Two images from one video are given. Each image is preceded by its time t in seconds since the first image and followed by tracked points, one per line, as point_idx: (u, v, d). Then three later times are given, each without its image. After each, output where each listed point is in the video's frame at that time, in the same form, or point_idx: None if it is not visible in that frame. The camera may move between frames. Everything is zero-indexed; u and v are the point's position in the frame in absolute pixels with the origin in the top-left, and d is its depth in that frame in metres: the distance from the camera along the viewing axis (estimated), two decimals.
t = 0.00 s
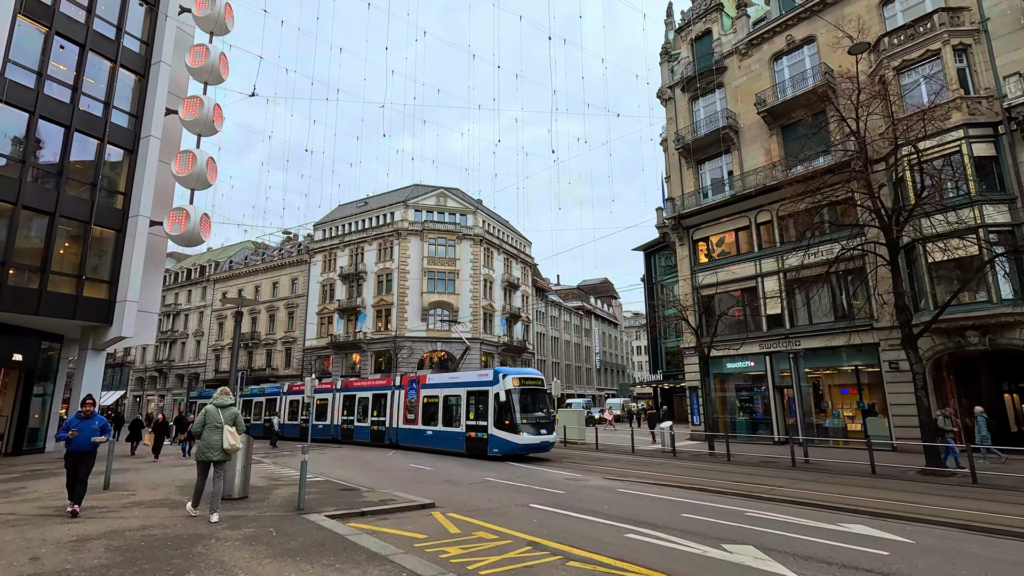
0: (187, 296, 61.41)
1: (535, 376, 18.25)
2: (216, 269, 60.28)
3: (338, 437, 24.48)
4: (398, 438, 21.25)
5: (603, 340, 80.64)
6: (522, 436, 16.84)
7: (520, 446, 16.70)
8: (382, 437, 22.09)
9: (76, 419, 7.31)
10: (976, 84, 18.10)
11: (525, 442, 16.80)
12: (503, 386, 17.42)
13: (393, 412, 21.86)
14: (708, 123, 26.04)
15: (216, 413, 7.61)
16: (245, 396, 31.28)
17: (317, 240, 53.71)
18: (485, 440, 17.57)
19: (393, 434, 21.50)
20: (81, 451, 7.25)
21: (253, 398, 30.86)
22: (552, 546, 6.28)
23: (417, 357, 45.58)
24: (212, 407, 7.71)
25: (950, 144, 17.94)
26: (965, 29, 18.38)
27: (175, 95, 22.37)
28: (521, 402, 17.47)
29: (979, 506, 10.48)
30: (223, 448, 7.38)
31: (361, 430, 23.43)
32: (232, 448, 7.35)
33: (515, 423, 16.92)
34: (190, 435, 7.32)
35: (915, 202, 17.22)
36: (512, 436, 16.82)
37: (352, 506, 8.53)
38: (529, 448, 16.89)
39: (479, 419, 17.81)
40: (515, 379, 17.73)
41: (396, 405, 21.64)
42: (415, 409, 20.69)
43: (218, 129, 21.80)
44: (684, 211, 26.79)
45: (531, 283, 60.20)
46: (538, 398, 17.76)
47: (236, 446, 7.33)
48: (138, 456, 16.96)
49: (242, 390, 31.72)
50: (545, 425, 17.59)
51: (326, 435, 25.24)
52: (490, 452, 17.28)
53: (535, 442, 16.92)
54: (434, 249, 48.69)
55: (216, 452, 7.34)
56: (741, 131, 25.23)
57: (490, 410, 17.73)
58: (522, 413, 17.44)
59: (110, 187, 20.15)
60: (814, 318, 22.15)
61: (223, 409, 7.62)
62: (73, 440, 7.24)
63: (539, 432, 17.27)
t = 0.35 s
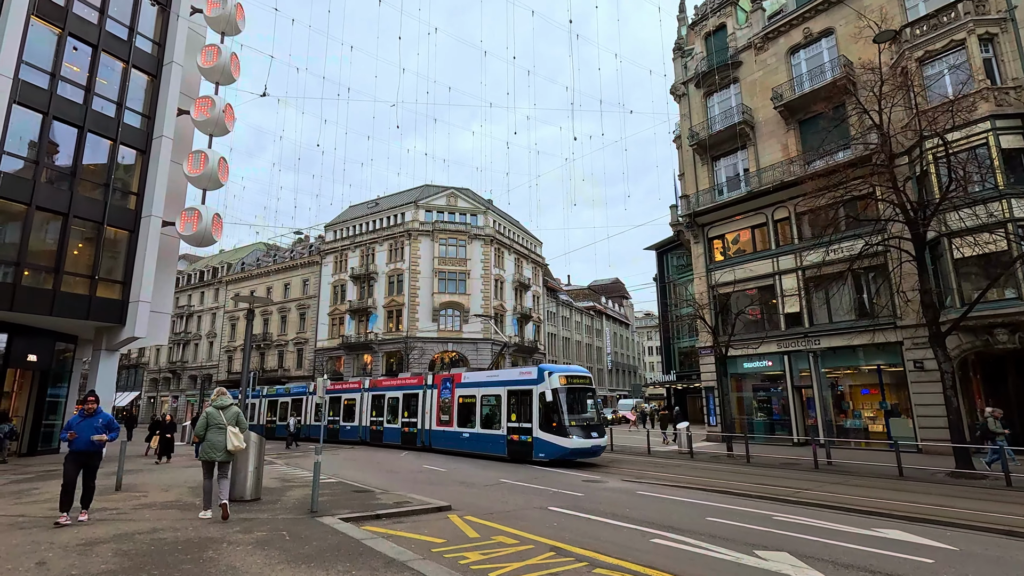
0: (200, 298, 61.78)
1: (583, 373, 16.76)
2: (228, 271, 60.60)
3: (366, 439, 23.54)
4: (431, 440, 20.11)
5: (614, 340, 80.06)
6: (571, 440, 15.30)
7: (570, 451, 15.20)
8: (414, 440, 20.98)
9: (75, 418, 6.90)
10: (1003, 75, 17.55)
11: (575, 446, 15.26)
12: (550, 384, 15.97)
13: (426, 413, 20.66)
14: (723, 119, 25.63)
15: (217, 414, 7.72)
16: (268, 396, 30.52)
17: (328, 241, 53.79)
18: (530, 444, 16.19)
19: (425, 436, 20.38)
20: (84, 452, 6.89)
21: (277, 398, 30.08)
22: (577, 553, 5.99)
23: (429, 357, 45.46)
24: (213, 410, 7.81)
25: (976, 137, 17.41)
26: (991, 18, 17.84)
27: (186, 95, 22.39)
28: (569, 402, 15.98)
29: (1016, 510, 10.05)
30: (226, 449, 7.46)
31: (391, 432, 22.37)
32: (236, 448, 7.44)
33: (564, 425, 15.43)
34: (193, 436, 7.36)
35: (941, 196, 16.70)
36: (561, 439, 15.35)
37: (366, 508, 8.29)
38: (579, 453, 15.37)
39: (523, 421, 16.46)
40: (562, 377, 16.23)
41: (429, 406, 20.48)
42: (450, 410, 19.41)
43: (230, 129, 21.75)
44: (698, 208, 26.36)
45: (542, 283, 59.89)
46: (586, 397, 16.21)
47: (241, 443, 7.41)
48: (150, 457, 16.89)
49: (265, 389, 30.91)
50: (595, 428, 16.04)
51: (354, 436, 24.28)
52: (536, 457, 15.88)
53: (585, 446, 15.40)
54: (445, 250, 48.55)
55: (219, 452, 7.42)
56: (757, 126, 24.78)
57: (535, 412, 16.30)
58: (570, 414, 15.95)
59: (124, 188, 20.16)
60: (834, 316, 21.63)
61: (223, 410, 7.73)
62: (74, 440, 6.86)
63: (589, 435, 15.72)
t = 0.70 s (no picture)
0: (211, 299, 62.10)
1: (638, 372, 15.30)
2: (240, 271, 60.86)
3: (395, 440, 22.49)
4: (467, 443, 18.95)
5: (625, 339, 79.56)
6: (628, 445, 13.83)
7: (626, 457, 13.76)
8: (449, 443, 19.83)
9: (69, 422, 6.47)
10: None
11: (632, 452, 13.79)
12: (602, 383, 14.58)
13: (461, 414, 19.46)
14: (738, 115, 25.19)
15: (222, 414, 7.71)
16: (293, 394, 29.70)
17: (338, 242, 53.82)
18: (582, 448, 14.79)
19: (460, 439, 19.23)
20: (79, 458, 6.51)
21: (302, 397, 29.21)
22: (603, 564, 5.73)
23: (439, 357, 45.30)
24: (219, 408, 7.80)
25: (1004, 129, 16.86)
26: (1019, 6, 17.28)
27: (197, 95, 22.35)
28: (624, 403, 14.54)
29: None
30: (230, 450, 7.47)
31: (421, 434, 21.30)
32: (240, 449, 7.45)
33: (620, 428, 13.99)
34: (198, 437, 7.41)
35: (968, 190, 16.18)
36: (616, 444, 13.91)
37: (380, 513, 8.08)
38: (636, 460, 13.90)
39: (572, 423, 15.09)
40: (615, 376, 14.81)
41: (463, 405, 19.34)
42: (487, 411, 18.20)
43: (240, 129, 21.68)
44: (712, 205, 25.92)
45: (552, 282, 59.56)
46: (641, 398, 14.74)
47: (243, 447, 7.46)
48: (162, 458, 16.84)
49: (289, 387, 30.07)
50: (654, 431, 14.52)
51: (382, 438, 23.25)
52: (589, 463, 14.48)
53: (644, 452, 13.91)
54: (455, 249, 48.37)
55: (224, 453, 7.44)
56: (772, 122, 24.30)
57: (586, 413, 14.88)
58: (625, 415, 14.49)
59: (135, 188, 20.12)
60: (853, 315, 21.13)
61: (229, 411, 7.70)
62: (69, 445, 6.47)
63: (647, 440, 14.25)
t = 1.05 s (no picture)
0: (222, 297, 62.30)
1: (702, 364, 13.71)
2: (249, 270, 60.99)
3: (424, 440, 21.42)
4: (504, 444, 17.69)
5: (635, 337, 79.08)
6: (697, 447, 12.41)
7: (694, 460, 12.36)
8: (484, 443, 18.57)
9: (66, 419, 5.88)
10: None
11: (702, 454, 12.38)
12: (664, 377, 13.09)
13: (497, 412, 18.17)
14: (752, 106, 24.71)
15: (232, 411, 7.77)
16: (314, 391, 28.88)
17: (346, 240, 53.77)
18: (642, 449, 13.39)
19: (496, 438, 17.97)
20: (75, 460, 5.84)
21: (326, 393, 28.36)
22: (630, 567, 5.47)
23: (448, 355, 45.14)
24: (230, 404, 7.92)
25: None
26: None
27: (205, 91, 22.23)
28: (689, 399, 13.04)
29: None
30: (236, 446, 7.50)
31: (453, 433, 20.17)
32: (245, 446, 7.44)
33: (686, 427, 12.55)
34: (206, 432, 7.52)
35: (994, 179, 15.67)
36: (684, 445, 12.48)
37: (393, 512, 7.85)
38: (706, 463, 12.50)
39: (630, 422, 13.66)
40: (679, 369, 13.25)
41: (500, 402, 18.08)
42: (527, 409, 16.85)
43: (249, 124, 21.55)
44: (726, 199, 25.49)
45: (562, 280, 59.19)
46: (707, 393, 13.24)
47: (250, 442, 7.42)
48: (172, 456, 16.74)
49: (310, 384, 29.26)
50: (723, 430, 13.07)
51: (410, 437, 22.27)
52: (651, 465, 13.10)
53: (714, 454, 12.49)
54: (463, 246, 48.15)
55: (230, 449, 7.49)
56: (788, 113, 23.81)
57: (647, 411, 13.41)
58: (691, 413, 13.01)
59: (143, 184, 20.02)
60: (872, 310, 20.64)
61: (237, 408, 7.76)
62: (64, 446, 5.80)
63: (716, 440, 12.76)
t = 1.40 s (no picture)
0: (229, 294, 62.38)
1: (781, 357, 12.03)
2: (257, 267, 61.02)
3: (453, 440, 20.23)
4: (544, 444, 16.34)
5: (643, 333, 78.70)
6: (780, 450, 10.76)
7: (778, 466, 10.73)
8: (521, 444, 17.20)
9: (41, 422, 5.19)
10: None
11: (787, 460, 10.73)
12: (741, 370, 11.46)
13: (535, 410, 16.77)
14: (764, 98, 24.22)
15: (234, 409, 7.64)
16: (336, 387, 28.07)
17: (353, 236, 53.63)
18: (712, 453, 11.80)
19: (534, 438, 16.66)
20: (55, 469, 5.15)
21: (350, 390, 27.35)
22: None
23: (456, 352, 44.91)
24: (232, 403, 7.78)
25: None
26: None
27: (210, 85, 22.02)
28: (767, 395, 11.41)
29: None
30: (240, 445, 7.39)
31: (484, 432, 18.88)
32: (248, 444, 7.31)
33: (766, 428, 10.92)
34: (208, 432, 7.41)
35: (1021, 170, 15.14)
36: (763, 448, 10.88)
37: (403, 514, 7.58)
38: (790, 470, 10.82)
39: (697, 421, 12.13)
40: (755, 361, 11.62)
41: (538, 399, 16.75)
42: (571, 407, 15.39)
43: (254, 119, 21.33)
44: (738, 192, 25.08)
45: (569, 276, 58.83)
46: (786, 389, 11.60)
47: (253, 441, 7.32)
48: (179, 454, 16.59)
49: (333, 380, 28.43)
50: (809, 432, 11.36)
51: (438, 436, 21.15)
52: (724, 471, 11.49)
53: (801, 459, 10.82)
54: (470, 242, 47.87)
55: (234, 448, 7.38)
56: (802, 104, 23.30)
57: (718, 409, 11.82)
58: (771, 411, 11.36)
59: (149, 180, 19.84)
60: (891, 305, 20.15)
61: (240, 407, 7.61)
62: (40, 451, 5.16)
63: (803, 444, 11.06)
